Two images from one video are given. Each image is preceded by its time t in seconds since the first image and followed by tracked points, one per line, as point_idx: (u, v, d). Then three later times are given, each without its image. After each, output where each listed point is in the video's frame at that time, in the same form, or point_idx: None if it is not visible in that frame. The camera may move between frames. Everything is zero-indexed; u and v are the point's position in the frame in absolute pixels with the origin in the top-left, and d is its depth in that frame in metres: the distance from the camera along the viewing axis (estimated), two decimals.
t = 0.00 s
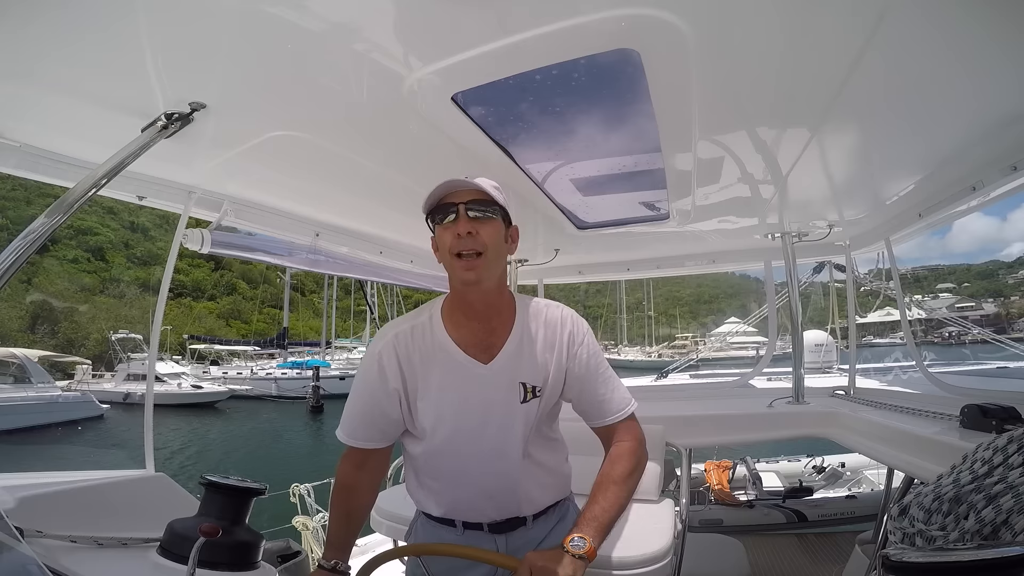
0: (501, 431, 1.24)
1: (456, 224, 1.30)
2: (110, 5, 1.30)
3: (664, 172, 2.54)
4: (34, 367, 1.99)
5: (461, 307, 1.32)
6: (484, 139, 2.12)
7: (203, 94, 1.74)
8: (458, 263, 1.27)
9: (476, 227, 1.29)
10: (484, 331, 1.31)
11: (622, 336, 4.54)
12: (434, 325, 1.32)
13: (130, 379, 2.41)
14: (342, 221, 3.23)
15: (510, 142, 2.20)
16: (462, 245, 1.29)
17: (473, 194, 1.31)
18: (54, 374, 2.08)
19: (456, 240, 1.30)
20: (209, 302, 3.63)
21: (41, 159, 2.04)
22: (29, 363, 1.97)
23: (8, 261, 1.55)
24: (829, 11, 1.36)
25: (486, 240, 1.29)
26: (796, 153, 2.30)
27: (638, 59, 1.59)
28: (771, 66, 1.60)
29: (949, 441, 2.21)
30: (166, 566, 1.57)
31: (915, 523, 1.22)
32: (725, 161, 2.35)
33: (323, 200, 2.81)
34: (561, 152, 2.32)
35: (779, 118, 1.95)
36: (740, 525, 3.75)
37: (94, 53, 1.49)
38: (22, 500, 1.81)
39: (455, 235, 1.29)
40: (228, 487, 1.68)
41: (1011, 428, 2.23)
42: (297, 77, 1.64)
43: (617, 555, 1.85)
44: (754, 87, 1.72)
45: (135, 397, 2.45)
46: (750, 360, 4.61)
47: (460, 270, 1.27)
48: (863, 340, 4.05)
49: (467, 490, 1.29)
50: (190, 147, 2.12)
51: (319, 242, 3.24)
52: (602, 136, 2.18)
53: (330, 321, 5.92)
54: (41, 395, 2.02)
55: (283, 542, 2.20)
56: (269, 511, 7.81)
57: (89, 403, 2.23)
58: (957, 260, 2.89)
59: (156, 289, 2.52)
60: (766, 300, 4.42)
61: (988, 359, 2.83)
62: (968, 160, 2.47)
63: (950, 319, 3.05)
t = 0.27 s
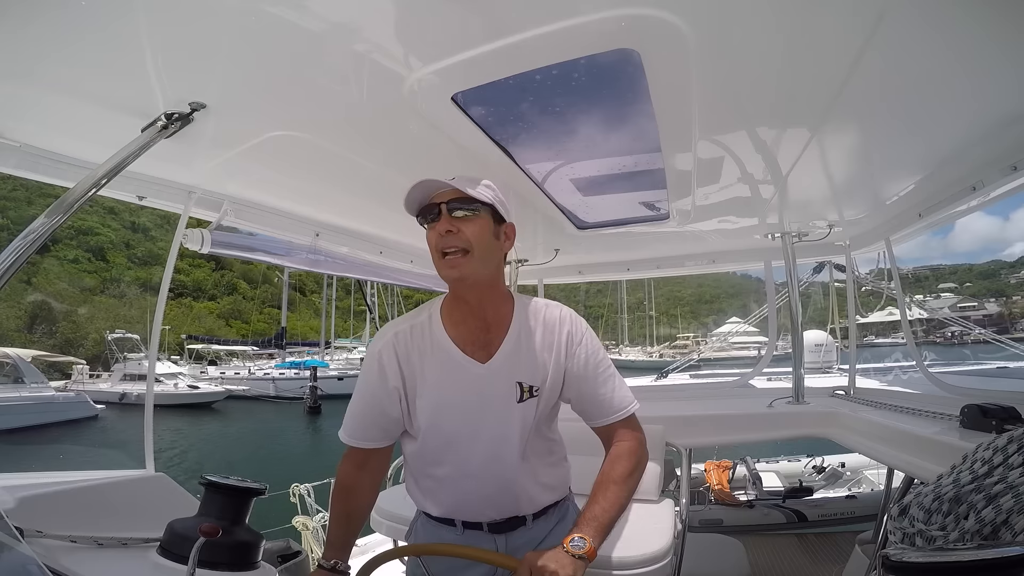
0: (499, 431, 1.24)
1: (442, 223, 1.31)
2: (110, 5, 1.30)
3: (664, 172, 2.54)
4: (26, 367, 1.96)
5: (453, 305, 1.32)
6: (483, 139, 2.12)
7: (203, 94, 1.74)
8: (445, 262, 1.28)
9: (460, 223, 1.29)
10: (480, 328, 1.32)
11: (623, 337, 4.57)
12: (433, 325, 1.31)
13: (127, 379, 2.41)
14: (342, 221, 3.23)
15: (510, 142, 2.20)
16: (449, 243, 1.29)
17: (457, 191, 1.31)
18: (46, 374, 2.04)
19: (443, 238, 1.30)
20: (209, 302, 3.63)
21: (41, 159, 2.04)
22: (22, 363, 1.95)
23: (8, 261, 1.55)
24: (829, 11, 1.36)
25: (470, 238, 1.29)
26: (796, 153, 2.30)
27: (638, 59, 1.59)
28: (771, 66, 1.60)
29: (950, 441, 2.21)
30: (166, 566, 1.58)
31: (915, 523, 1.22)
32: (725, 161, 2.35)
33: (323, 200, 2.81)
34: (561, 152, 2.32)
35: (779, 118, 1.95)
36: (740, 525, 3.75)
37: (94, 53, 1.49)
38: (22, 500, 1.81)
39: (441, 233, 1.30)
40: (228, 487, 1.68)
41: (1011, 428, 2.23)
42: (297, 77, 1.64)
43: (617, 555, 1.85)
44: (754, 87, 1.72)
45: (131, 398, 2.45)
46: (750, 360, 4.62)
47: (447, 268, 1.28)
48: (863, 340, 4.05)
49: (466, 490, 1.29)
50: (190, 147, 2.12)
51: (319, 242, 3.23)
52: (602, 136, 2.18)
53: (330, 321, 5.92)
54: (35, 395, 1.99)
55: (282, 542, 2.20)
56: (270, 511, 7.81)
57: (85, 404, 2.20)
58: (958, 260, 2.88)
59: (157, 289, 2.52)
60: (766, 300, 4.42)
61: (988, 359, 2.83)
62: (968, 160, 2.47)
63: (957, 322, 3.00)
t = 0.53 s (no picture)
0: (500, 432, 1.24)
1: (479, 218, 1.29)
2: (110, 5, 1.31)
3: (664, 172, 2.54)
4: (20, 367, 1.93)
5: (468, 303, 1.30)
6: (483, 139, 2.12)
7: (203, 94, 1.74)
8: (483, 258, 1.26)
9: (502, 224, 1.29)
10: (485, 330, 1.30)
11: (624, 336, 4.52)
12: (433, 325, 1.31)
13: (123, 379, 2.40)
14: (342, 221, 3.23)
15: (510, 142, 2.20)
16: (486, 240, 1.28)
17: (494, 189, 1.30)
18: (41, 374, 2.03)
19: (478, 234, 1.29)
20: (210, 302, 3.63)
21: (41, 159, 2.04)
22: (16, 363, 1.93)
23: (7, 262, 1.55)
24: (828, 11, 1.36)
25: (511, 240, 1.30)
26: (796, 153, 2.30)
27: (638, 59, 1.59)
28: (771, 66, 1.60)
29: (949, 441, 2.21)
30: (166, 566, 1.58)
31: (915, 523, 1.22)
32: (725, 161, 2.35)
33: (323, 200, 2.81)
34: (561, 152, 2.32)
35: (779, 118, 1.95)
36: (740, 525, 3.75)
37: (94, 53, 1.49)
38: (22, 500, 1.81)
39: (480, 228, 1.29)
40: (228, 487, 1.68)
41: (1011, 428, 2.23)
42: (297, 77, 1.64)
43: (617, 555, 1.85)
44: (754, 87, 1.72)
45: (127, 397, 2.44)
46: (750, 360, 4.62)
47: (484, 264, 1.26)
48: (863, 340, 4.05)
49: (467, 491, 1.29)
50: (190, 147, 2.12)
51: (319, 242, 3.23)
52: (602, 136, 2.18)
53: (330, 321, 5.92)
54: (29, 395, 1.96)
55: (282, 542, 2.20)
56: (270, 511, 7.81)
57: (80, 404, 2.17)
58: (961, 260, 2.87)
59: (157, 289, 2.52)
60: (766, 300, 4.42)
61: (988, 359, 2.84)
62: (968, 160, 2.47)
63: (959, 323, 3.00)
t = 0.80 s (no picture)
0: (505, 432, 1.25)
1: (533, 234, 1.26)
2: (110, 5, 1.31)
3: (664, 171, 2.54)
4: (13, 366, 1.93)
5: (499, 310, 1.28)
6: (483, 138, 2.12)
7: (203, 94, 1.74)
8: (533, 275, 1.26)
9: (549, 239, 1.29)
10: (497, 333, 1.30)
11: (625, 336, 4.55)
12: (438, 327, 1.27)
13: (118, 380, 2.35)
14: (341, 221, 3.23)
15: (510, 142, 2.20)
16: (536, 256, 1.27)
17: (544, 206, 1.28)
18: (36, 374, 2.02)
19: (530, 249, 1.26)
20: (210, 302, 3.64)
21: (41, 159, 2.04)
22: (8, 363, 1.92)
23: (8, 262, 1.55)
24: (828, 11, 1.36)
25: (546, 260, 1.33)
26: (796, 153, 2.30)
27: (638, 59, 1.59)
28: (770, 67, 1.60)
29: (950, 441, 2.21)
30: (166, 566, 1.58)
31: (915, 523, 1.22)
32: (725, 161, 2.34)
33: (323, 200, 2.80)
34: (561, 152, 2.31)
35: (779, 118, 1.95)
36: (740, 525, 3.75)
37: (94, 53, 1.49)
38: (22, 500, 1.81)
39: (534, 245, 1.26)
40: (228, 487, 1.68)
41: (1010, 428, 2.23)
42: (297, 77, 1.64)
43: (617, 555, 1.85)
44: (754, 87, 1.72)
45: (123, 398, 2.35)
46: (751, 360, 4.62)
47: (531, 281, 1.26)
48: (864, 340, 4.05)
49: (469, 492, 1.28)
50: (190, 147, 2.12)
51: (319, 242, 3.23)
52: (603, 136, 2.18)
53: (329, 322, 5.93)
54: (22, 395, 1.96)
55: (282, 542, 2.20)
56: (270, 510, 7.82)
57: (74, 404, 2.17)
58: (963, 260, 2.86)
59: (158, 289, 2.52)
60: (766, 300, 4.42)
61: (988, 359, 2.84)
62: (968, 160, 2.47)
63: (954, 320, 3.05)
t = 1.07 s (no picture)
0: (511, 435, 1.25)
1: (550, 240, 1.25)
2: (110, 6, 1.31)
3: (664, 171, 2.54)
4: (4, 366, 1.90)
5: (511, 313, 1.27)
6: (484, 139, 2.12)
7: (203, 94, 1.74)
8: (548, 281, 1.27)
9: (564, 245, 1.30)
10: (506, 335, 1.30)
11: (626, 336, 4.55)
12: (448, 326, 1.26)
13: (115, 380, 2.35)
14: (341, 221, 3.23)
15: (510, 142, 2.20)
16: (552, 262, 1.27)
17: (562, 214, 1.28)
18: (32, 374, 2.00)
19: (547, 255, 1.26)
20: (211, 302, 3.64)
21: (42, 159, 2.04)
22: None
23: (7, 262, 1.55)
24: (827, 11, 1.36)
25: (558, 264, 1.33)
26: (796, 153, 2.30)
27: (638, 59, 1.59)
28: (770, 67, 1.60)
29: (950, 441, 2.21)
30: (166, 566, 1.58)
31: (915, 523, 1.22)
32: (725, 160, 2.34)
33: (323, 200, 2.80)
34: (562, 152, 2.31)
35: (779, 118, 1.95)
36: (740, 525, 3.75)
37: (94, 53, 1.49)
38: (22, 500, 1.82)
39: (552, 250, 1.26)
40: (228, 487, 1.68)
41: (1010, 428, 2.23)
42: (297, 77, 1.64)
43: (617, 555, 1.85)
44: (754, 87, 1.72)
45: (119, 399, 2.34)
46: (751, 360, 4.62)
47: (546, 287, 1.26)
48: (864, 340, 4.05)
49: (471, 493, 1.27)
50: (190, 147, 2.12)
51: (319, 242, 3.23)
52: (604, 137, 2.17)
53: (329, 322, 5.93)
54: (13, 396, 1.93)
55: (282, 542, 2.20)
56: (270, 510, 7.82)
57: (69, 405, 2.13)
58: (965, 259, 2.86)
59: (158, 289, 2.53)
60: (766, 300, 4.43)
61: (988, 358, 2.85)
62: (968, 160, 2.47)
63: (948, 319, 3.12)
